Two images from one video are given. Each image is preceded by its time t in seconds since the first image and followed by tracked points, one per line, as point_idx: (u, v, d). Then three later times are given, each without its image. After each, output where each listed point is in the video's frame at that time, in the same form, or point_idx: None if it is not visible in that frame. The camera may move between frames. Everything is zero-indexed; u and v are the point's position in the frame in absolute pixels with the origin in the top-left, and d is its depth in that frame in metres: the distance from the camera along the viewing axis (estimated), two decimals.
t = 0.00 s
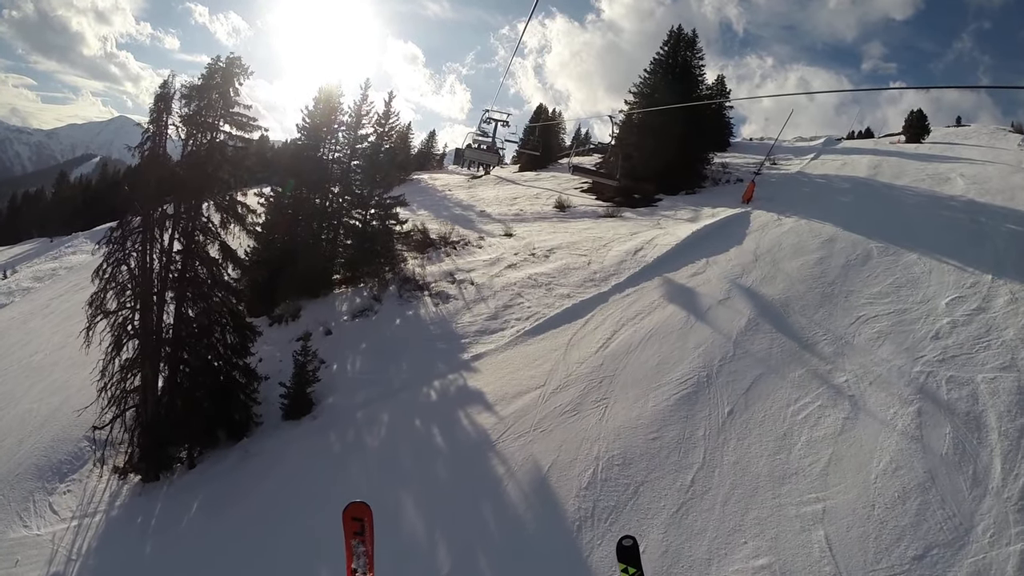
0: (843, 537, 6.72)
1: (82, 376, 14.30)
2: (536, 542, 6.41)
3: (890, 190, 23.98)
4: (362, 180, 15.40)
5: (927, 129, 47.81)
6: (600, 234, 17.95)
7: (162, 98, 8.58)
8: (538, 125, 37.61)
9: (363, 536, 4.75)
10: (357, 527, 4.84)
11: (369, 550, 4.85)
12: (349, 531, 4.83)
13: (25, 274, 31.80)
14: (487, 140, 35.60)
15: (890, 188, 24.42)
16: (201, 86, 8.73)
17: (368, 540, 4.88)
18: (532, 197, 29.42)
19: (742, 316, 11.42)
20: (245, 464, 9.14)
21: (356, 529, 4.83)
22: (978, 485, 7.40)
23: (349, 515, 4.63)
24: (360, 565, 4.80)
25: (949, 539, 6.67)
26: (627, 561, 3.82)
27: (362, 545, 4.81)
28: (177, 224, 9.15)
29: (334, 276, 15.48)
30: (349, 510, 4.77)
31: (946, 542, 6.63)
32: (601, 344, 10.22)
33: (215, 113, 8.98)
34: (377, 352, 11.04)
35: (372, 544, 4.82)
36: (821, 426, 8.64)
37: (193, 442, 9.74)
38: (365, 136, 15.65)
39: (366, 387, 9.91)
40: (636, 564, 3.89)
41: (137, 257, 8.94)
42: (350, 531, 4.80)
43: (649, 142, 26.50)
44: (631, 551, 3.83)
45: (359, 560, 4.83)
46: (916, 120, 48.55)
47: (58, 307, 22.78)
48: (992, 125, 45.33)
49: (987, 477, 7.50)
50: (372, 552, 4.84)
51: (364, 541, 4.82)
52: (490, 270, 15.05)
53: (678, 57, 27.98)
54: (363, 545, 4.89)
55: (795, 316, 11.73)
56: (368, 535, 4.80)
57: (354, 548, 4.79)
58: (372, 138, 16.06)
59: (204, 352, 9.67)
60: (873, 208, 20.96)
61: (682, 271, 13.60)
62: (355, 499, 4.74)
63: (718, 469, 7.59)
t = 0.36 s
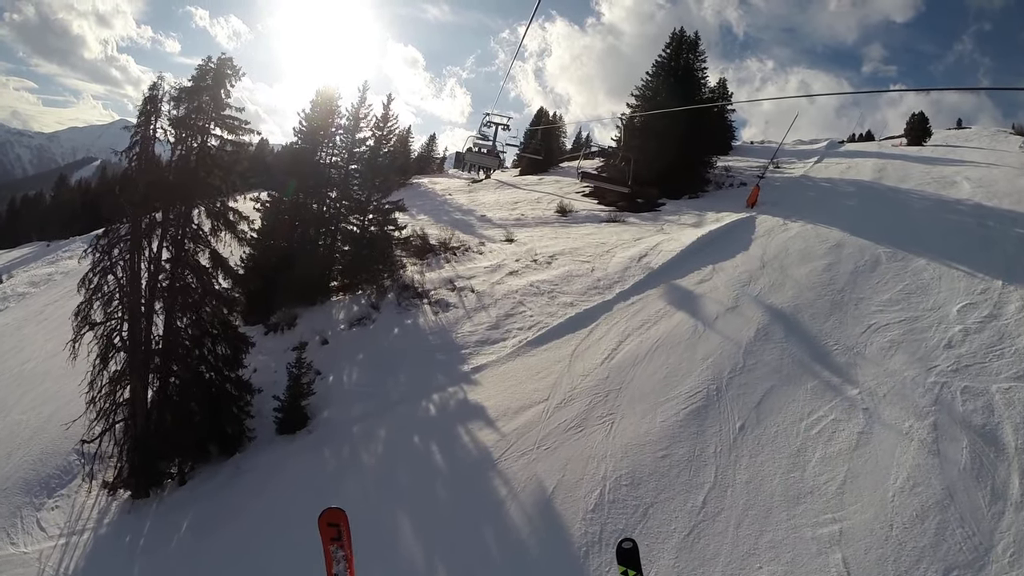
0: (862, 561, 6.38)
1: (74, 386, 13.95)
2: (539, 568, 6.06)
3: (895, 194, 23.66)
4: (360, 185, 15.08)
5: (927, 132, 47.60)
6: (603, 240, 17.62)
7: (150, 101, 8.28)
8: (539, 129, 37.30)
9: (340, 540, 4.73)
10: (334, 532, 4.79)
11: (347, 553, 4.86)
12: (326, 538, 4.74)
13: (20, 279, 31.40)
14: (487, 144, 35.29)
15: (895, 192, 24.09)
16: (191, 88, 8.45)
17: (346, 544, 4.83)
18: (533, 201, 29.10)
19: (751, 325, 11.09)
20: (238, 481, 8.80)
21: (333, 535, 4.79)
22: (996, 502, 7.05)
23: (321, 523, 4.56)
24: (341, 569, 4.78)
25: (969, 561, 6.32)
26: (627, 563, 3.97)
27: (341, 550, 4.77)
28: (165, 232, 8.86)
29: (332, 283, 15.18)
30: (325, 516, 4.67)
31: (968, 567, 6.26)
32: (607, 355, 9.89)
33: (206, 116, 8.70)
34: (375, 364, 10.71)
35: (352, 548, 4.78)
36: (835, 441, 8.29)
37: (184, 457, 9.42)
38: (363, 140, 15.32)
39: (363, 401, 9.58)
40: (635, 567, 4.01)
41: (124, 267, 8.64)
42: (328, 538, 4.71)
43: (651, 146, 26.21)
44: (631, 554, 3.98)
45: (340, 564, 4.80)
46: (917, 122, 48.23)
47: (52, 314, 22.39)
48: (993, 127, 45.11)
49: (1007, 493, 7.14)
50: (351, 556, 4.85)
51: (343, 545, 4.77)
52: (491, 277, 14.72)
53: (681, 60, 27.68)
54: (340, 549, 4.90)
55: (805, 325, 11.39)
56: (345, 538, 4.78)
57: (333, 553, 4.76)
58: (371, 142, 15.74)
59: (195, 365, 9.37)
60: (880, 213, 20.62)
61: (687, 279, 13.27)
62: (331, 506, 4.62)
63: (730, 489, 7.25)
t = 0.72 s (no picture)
0: None
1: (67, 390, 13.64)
2: None
3: (902, 191, 23.27)
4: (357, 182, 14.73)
5: (930, 128, 47.14)
6: (606, 238, 17.28)
7: (137, 97, 7.93)
8: (540, 124, 36.87)
9: (390, 530, 5.52)
10: (384, 524, 5.56)
11: (393, 545, 5.53)
12: (377, 528, 5.51)
13: (17, 279, 31.01)
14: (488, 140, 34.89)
15: (902, 188, 23.71)
16: (180, 82, 8.12)
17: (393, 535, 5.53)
18: (534, 198, 28.72)
19: (760, 328, 10.76)
20: (231, 492, 8.49)
21: (383, 525, 5.57)
22: (1017, 512, 6.73)
23: (378, 508, 5.43)
24: (386, 559, 5.41)
25: None
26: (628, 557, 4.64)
27: (388, 540, 5.50)
28: (153, 233, 8.51)
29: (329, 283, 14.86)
30: (381, 509, 5.47)
31: None
32: (613, 359, 9.57)
33: (195, 111, 8.37)
34: (372, 368, 10.37)
35: (397, 540, 5.53)
36: (850, 449, 7.97)
37: (176, 466, 9.12)
38: (360, 136, 14.95)
39: (360, 407, 9.25)
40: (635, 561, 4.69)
41: (111, 271, 8.32)
42: (380, 526, 5.49)
43: (654, 142, 25.81)
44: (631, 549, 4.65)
45: (385, 555, 5.45)
46: (920, 118, 47.79)
47: (47, 314, 22.05)
48: (996, 123, 44.66)
49: None
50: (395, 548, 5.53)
51: (391, 536, 5.53)
52: (492, 276, 14.39)
53: (684, 55, 27.23)
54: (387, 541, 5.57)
55: (816, 327, 11.03)
56: (393, 531, 5.55)
57: (381, 543, 5.45)
58: (369, 138, 15.38)
59: (186, 370, 9.07)
60: (887, 210, 20.27)
61: (694, 278, 12.93)
62: (387, 498, 5.44)
63: (743, 502, 6.94)
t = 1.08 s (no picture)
0: None
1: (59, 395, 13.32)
2: None
3: (908, 192, 22.88)
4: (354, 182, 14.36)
5: (934, 128, 46.78)
6: (610, 239, 16.92)
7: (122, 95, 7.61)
8: (542, 123, 36.48)
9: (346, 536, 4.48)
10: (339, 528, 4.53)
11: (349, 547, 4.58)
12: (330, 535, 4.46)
13: (13, 280, 30.63)
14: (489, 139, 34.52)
15: (909, 189, 23.32)
16: (168, 79, 7.78)
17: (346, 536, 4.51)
18: (536, 197, 28.35)
19: (770, 333, 10.41)
20: (223, 506, 8.18)
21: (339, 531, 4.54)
22: None
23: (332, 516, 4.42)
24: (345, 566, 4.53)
25: None
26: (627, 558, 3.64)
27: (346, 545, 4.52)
28: (141, 236, 8.19)
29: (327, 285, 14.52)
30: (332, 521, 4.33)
31: None
32: (619, 367, 9.22)
33: (183, 110, 8.03)
34: (370, 375, 10.02)
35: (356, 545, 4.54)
36: (865, 462, 7.64)
37: (166, 478, 8.81)
38: (358, 134, 14.58)
39: (357, 417, 8.90)
40: (635, 562, 3.72)
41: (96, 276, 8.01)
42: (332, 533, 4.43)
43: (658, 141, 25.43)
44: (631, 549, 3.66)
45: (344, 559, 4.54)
46: (923, 117, 47.39)
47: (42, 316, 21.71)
48: (998, 124, 44.34)
49: None
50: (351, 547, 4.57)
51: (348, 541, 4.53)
52: (493, 278, 14.03)
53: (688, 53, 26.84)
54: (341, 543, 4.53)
55: (827, 333, 10.68)
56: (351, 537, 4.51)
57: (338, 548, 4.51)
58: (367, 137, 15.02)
59: (175, 378, 8.75)
60: (894, 211, 19.90)
61: (700, 281, 12.58)
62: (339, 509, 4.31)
63: (757, 520, 6.61)
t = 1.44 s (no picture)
0: None
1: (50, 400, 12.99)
2: None
3: (914, 193, 22.56)
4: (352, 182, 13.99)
5: (936, 129, 46.49)
6: (613, 240, 16.58)
7: (108, 90, 7.28)
8: (543, 122, 36.09)
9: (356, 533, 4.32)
10: (348, 524, 4.37)
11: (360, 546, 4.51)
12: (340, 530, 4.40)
13: (7, 279, 30.17)
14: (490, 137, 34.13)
15: (915, 191, 23.00)
16: (154, 75, 7.42)
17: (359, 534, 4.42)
18: (537, 197, 28.00)
19: (780, 341, 10.06)
20: (214, 520, 7.87)
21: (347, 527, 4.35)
22: None
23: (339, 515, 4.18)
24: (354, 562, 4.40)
25: None
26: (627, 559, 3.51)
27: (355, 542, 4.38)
28: (126, 240, 7.77)
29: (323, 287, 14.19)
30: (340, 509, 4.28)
31: None
32: (624, 376, 8.89)
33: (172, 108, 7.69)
34: (366, 382, 9.69)
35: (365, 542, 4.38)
36: (880, 477, 7.30)
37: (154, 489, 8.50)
38: (357, 132, 14.22)
39: (352, 427, 8.58)
40: (635, 562, 3.59)
41: (80, 281, 7.68)
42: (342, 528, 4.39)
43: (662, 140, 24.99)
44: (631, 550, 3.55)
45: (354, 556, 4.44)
46: (926, 118, 47.09)
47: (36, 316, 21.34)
48: (1001, 125, 44.03)
49: None
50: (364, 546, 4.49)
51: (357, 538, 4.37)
52: (494, 281, 13.70)
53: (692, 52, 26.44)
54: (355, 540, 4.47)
55: (838, 341, 10.34)
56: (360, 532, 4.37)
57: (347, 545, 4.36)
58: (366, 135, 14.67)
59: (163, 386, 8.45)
60: (901, 213, 19.57)
61: (707, 286, 12.23)
62: (345, 498, 4.25)
63: (769, 541, 6.29)
